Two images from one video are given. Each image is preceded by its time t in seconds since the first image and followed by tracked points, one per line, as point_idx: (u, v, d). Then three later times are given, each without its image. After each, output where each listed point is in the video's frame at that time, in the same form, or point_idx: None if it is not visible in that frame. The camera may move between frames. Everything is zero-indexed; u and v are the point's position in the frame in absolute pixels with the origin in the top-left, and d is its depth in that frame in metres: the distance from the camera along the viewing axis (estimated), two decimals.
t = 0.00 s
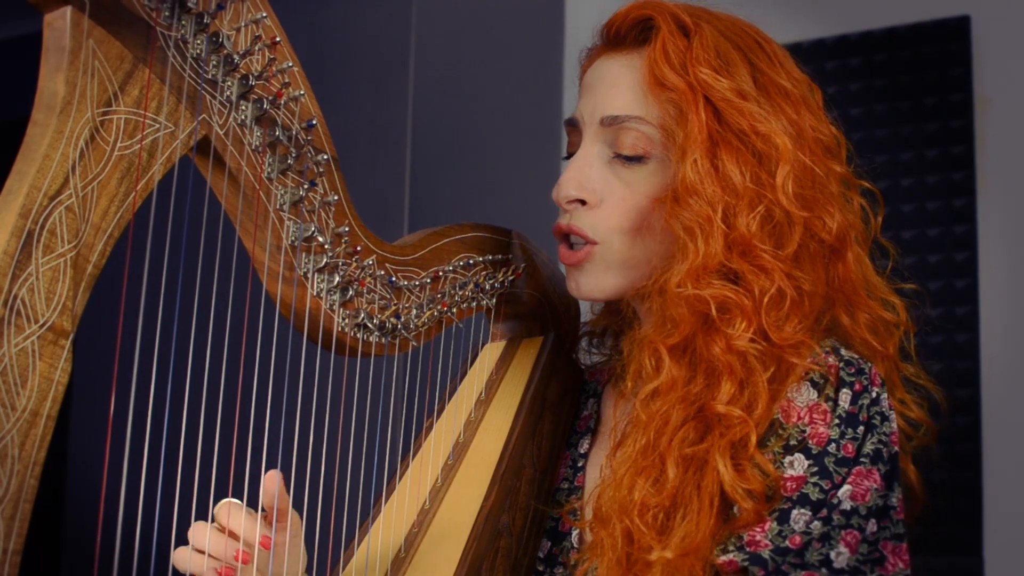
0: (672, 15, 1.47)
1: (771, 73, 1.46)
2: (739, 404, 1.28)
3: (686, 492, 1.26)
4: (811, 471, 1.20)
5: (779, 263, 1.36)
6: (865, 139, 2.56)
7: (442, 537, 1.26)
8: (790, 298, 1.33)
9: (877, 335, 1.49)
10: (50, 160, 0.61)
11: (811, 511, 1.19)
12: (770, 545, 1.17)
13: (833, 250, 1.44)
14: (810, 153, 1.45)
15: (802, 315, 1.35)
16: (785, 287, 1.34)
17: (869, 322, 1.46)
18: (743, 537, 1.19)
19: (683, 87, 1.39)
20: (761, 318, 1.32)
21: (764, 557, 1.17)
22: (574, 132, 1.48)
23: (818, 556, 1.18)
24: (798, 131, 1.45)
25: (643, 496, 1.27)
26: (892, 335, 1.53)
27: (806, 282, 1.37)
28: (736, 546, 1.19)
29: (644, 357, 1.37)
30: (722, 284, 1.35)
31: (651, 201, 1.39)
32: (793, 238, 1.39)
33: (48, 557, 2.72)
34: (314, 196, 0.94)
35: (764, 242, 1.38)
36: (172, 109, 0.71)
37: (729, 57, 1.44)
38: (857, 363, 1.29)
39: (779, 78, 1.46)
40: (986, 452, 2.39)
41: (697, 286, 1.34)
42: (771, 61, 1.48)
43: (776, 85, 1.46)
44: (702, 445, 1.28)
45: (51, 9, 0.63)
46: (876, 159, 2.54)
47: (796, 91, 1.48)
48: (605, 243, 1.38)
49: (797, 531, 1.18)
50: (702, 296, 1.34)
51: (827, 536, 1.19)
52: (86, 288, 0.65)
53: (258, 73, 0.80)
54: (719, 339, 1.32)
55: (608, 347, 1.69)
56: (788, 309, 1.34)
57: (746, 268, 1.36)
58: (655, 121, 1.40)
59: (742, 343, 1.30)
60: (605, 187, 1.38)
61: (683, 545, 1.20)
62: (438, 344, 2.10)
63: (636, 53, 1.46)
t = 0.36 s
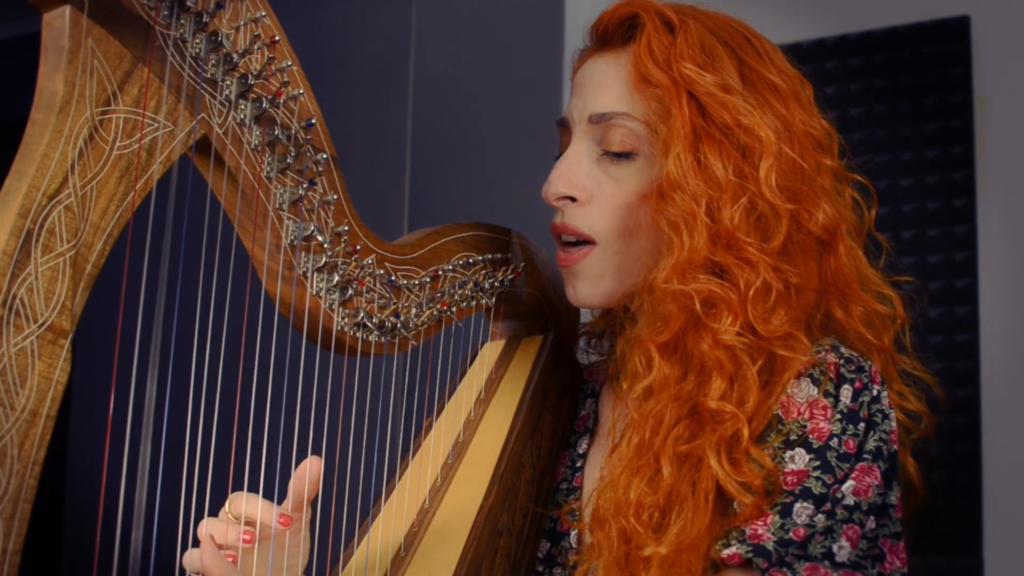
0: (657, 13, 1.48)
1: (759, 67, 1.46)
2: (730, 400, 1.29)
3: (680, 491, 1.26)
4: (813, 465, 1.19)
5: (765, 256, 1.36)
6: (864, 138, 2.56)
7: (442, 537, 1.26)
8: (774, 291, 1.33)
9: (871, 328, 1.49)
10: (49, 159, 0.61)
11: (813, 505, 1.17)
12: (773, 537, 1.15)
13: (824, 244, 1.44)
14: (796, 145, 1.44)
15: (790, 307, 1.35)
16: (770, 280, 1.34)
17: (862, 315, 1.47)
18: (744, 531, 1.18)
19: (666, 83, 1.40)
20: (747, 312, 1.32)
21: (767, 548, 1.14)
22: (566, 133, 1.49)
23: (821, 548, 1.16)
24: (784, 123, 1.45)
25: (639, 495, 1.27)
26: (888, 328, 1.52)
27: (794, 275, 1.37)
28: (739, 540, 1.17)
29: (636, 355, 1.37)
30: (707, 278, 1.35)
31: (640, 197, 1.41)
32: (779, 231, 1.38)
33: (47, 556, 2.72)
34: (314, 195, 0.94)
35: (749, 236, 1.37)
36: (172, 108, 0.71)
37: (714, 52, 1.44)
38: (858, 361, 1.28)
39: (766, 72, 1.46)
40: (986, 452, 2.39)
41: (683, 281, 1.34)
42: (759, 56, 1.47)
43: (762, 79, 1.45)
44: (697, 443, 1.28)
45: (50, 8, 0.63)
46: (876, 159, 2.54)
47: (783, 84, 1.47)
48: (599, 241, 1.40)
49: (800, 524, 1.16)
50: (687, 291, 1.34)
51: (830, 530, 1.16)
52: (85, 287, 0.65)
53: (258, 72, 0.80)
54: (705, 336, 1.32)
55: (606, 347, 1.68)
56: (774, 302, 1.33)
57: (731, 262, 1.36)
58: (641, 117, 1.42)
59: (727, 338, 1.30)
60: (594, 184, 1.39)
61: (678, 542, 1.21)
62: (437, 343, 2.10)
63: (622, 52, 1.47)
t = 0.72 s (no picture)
0: (662, 5, 1.48)
1: (761, 62, 1.46)
2: (723, 392, 1.29)
3: (679, 490, 1.26)
4: (812, 471, 1.20)
5: (757, 245, 1.36)
6: (864, 139, 2.56)
7: (443, 538, 1.26)
8: (765, 280, 1.33)
9: (870, 325, 1.48)
10: (49, 159, 0.61)
11: (811, 511, 1.18)
12: (771, 544, 1.17)
13: (821, 239, 1.43)
14: (796, 138, 1.44)
15: (781, 299, 1.35)
16: (761, 269, 1.33)
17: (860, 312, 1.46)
18: (743, 538, 1.19)
19: (665, 72, 1.40)
20: (738, 301, 1.32)
21: (764, 555, 1.17)
22: (570, 125, 1.50)
23: (818, 555, 1.18)
24: (785, 117, 1.44)
25: (638, 493, 1.27)
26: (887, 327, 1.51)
27: (788, 268, 1.37)
28: (736, 546, 1.19)
29: (631, 348, 1.37)
30: (700, 267, 1.35)
31: (637, 186, 1.41)
32: (773, 222, 1.37)
33: (47, 557, 2.72)
34: (314, 196, 0.94)
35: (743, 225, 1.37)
36: (172, 108, 0.71)
37: (717, 45, 1.44)
38: (858, 363, 1.27)
39: (767, 67, 1.46)
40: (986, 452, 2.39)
41: (675, 270, 1.34)
42: (762, 51, 1.47)
43: (765, 73, 1.45)
44: (695, 439, 1.28)
45: (50, 8, 0.63)
46: (876, 159, 2.54)
47: (786, 79, 1.47)
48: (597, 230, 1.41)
49: (797, 530, 1.18)
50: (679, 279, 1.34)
51: (827, 536, 1.19)
52: (86, 288, 0.65)
53: (258, 72, 0.80)
54: (696, 326, 1.32)
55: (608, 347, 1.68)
56: (764, 291, 1.33)
57: (724, 252, 1.36)
58: (641, 107, 1.42)
59: (717, 327, 1.31)
60: (593, 173, 1.40)
61: (676, 544, 1.20)
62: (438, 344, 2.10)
63: (626, 44, 1.47)
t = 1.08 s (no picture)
0: (676, 5, 1.49)
1: (774, 65, 1.47)
2: (740, 393, 1.28)
3: (704, 498, 1.25)
4: (838, 488, 1.20)
5: (770, 244, 1.36)
6: (864, 139, 2.56)
7: (445, 538, 1.26)
8: (778, 278, 1.33)
9: (877, 330, 1.46)
10: (51, 159, 0.61)
11: (843, 531, 1.20)
12: (809, 569, 1.18)
13: (831, 241, 1.43)
14: (808, 139, 1.45)
15: (793, 298, 1.35)
16: (774, 267, 1.33)
17: (870, 316, 1.45)
18: (776, 560, 1.20)
19: (680, 70, 1.41)
20: (750, 299, 1.32)
21: None
22: (580, 121, 1.50)
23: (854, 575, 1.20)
24: (797, 119, 1.45)
25: (660, 497, 1.26)
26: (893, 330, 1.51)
27: (799, 268, 1.37)
28: (772, 570, 1.20)
29: (645, 347, 1.36)
30: (713, 265, 1.34)
31: (648, 184, 1.40)
32: (786, 221, 1.38)
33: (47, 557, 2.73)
34: (315, 196, 0.94)
35: (756, 223, 1.37)
36: (172, 109, 0.71)
37: (731, 45, 1.45)
38: (868, 371, 1.28)
39: (781, 70, 1.47)
40: (986, 452, 2.40)
41: (688, 267, 1.34)
42: (775, 53, 1.48)
43: (778, 75, 1.46)
44: (715, 444, 1.27)
45: (51, 9, 0.63)
46: (876, 159, 2.54)
47: (798, 82, 1.48)
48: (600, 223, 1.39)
49: (833, 554, 1.19)
50: (694, 277, 1.33)
51: (863, 557, 1.20)
52: (87, 288, 0.65)
53: (258, 72, 0.80)
54: (711, 325, 1.32)
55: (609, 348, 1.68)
56: (777, 290, 1.33)
57: (738, 250, 1.36)
58: (654, 103, 1.42)
59: (732, 326, 1.30)
60: (603, 168, 1.39)
61: (705, 556, 1.19)
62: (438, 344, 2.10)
63: (639, 42, 1.48)
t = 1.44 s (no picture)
0: (690, 7, 1.48)
1: (787, 70, 1.47)
2: (752, 398, 1.28)
3: (710, 498, 1.25)
4: (839, 486, 1.21)
5: (785, 251, 1.36)
6: (864, 139, 2.56)
7: (445, 537, 1.26)
8: (794, 286, 1.33)
9: (883, 334, 1.50)
10: (50, 159, 0.61)
11: (844, 529, 1.20)
12: (809, 567, 1.19)
13: (840, 248, 1.43)
14: (821, 146, 1.45)
15: (806, 304, 1.35)
16: (789, 275, 1.34)
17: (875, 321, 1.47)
18: (777, 556, 1.20)
19: (695, 74, 1.41)
20: (766, 307, 1.32)
21: None
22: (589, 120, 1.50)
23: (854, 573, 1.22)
24: (810, 126, 1.45)
25: (668, 497, 1.26)
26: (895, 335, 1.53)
27: (812, 275, 1.38)
28: (772, 566, 1.20)
29: (656, 350, 1.36)
30: (727, 271, 1.35)
31: (659, 187, 1.40)
32: (800, 228, 1.38)
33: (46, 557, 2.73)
34: (315, 196, 0.94)
35: (770, 230, 1.38)
36: (172, 109, 0.71)
37: (745, 50, 1.45)
38: (871, 372, 1.30)
39: (793, 76, 1.47)
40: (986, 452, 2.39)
41: (703, 273, 1.34)
42: (788, 59, 1.48)
43: (791, 81, 1.46)
44: (724, 447, 1.27)
45: (51, 8, 0.63)
46: (876, 159, 2.53)
47: (810, 87, 1.48)
48: (609, 224, 1.38)
49: (834, 551, 1.20)
50: (710, 283, 1.33)
51: (862, 554, 1.22)
52: (87, 288, 0.65)
53: (258, 72, 0.80)
54: (726, 330, 1.32)
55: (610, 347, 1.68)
56: (792, 297, 1.34)
57: (753, 257, 1.36)
58: (668, 107, 1.42)
59: (747, 332, 1.30)
60: (613, 169, 1.39)
61: (712, 557, 1.19)
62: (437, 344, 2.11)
63: (652, 43, 1.48)
